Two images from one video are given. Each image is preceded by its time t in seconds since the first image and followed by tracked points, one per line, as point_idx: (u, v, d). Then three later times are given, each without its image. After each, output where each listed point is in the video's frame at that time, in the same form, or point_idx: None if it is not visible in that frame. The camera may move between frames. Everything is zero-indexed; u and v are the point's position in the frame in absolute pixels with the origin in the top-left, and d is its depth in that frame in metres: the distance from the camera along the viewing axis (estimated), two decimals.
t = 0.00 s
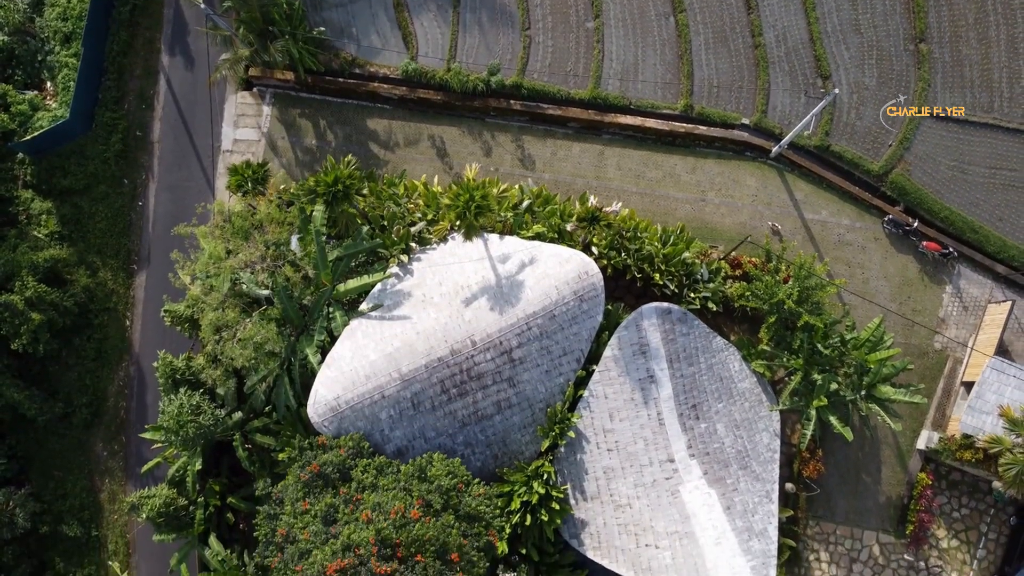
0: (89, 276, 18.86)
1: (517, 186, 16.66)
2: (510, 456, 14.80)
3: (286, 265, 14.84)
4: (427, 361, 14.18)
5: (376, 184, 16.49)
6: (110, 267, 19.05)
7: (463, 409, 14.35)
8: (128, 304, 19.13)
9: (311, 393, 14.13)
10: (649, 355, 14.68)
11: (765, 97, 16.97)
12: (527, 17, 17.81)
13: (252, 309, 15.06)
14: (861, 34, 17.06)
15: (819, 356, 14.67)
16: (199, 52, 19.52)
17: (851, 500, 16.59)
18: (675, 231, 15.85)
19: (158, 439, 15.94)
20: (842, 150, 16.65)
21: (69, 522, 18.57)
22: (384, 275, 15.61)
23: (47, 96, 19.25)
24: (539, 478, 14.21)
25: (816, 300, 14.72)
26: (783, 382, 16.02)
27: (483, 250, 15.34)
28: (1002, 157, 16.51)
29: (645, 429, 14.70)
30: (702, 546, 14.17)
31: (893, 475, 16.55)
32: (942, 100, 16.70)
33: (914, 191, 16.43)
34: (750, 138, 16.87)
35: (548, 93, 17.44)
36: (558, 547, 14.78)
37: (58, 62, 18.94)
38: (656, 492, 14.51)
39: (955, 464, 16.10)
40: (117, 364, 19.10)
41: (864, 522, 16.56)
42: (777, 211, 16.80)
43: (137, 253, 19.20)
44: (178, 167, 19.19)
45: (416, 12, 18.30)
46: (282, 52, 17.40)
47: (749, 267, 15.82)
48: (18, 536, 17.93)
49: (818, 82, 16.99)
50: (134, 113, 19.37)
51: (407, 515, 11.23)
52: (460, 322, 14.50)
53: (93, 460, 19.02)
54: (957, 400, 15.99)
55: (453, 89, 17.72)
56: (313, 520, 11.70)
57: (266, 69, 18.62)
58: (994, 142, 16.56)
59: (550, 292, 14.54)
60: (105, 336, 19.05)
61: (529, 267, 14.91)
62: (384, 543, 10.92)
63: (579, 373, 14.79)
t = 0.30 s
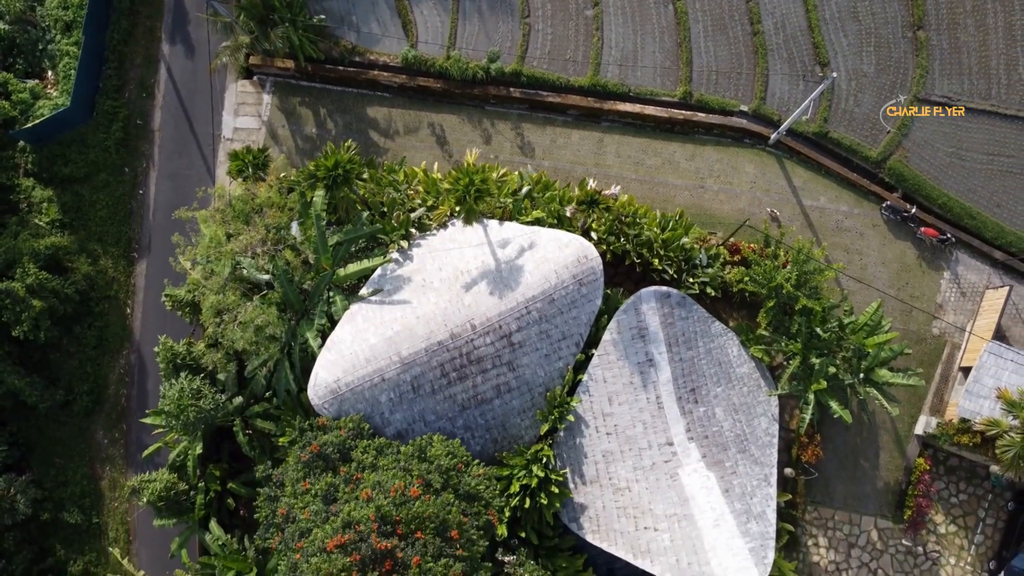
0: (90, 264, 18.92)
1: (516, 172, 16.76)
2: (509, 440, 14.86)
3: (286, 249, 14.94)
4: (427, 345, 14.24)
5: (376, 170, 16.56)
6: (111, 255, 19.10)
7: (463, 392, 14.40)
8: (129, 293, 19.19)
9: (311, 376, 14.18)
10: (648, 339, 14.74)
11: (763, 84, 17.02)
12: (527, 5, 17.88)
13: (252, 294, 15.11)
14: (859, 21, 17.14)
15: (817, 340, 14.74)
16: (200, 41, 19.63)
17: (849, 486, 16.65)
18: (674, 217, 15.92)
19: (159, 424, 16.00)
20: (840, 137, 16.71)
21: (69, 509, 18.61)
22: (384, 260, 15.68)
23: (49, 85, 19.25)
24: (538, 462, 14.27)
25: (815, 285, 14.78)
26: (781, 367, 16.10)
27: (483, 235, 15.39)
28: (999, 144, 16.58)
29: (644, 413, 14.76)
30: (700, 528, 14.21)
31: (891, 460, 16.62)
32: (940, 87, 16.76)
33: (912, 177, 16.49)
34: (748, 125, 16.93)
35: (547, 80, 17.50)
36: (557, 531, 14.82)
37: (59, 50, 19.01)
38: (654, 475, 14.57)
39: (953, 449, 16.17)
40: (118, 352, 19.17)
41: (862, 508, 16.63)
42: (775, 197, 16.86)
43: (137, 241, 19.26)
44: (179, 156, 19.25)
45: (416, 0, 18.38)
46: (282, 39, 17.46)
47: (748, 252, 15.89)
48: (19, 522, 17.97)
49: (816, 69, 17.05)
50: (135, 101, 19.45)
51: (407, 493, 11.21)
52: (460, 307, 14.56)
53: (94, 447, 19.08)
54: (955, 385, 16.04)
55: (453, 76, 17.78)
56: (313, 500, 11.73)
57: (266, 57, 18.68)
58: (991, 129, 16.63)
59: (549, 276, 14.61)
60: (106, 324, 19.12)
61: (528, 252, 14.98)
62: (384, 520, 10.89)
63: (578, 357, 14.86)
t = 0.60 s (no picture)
0: (90, 253, 18.97)
1: (516, 161, 16.83)
2: (509, 426, 14.92)
3: (287, 236, 14.99)
4: (427, 330, 14.29)
5: (376, 159, 16.62)
6: (112, 244, 19.15)
7: (463, 378, 14.45)
8: (130, 282, 19.25)
9: (312, 361, 14.22)
10: (647, 324, 14.80)
11: (762, 73, 17.08)
12: None
13: (253, 281, 15.17)
14: (857, 11, 17.21)
15: (816, 326, 14.74)
16: (201, 31, 19.71)
17: (848, 473, 16.71)
18: (673, 204, 15.99)
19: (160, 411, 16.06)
20: (839, 125, 16.77)
21: (70, 498, 18.67)
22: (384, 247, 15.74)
23: (50, 75, 19.32)
24: (537, 448, 14.34)
25: (813, 271, 14.84)
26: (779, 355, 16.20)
27: (483, 222, 15.45)
28: (997, 132, 16.67)
29: (643, 399, 14.83)
30: (699, 513, 14.29)
31: (890, 448, 16.68)
32: (938, 76, 16.84)
33: (910, 165, 16.56)
34: (747, 114, 17.00)
35: (547, 70, 17.56)
36: (556, 517, 14.95)
37: (61, 41, 19.03)
38: (653, 460, 14.63)
39: (951, 436, 16.25)
40: (119, 341, 19.23)
41: (861, 495, 16.69)
42: (774, 186, 16.92)
43: (138, 230, 19.32)
44: (179, 145, 19.30)
45: None
46: (283, 27, 17.46)
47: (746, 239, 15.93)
48: (20, 510, 18.02)
49: (815, 58, 17.11)
50: (136, 91, 19.51)
51: (407, 474, 11.25)
52: (460, 293, 14.62)
53: (95, 436, 19.14)
54: (953, 372, 16.10)
55: (453, 66, 17.84)
56: (313, 482, 11.77)
57: (266, 47, 18.75)
58: (988, 117, 16.72)
59: (549, 262, 14.68)
60: (107, 313, 19.18)
61: (528, 238, 15.03)
62: (384, 500, 10.90)
63: (578, 343, 14.93)
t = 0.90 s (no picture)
0: (91, 243, 19.02)
1: (516, 149, 16.89)
2: (508, 412, 14.98)
3: (287, 222, 15.04)
4: (427, 316, 14.34)
5: (376, 147, 16.69)
6: (113, 234, 19.21)
7: (463, 364, 14.50)
8: (131, 271, 19.32)
9: (312, 346, 14.27)
10: (646, 310, 14.88)
11: (761, 62, 17.14)
12: None
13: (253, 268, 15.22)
14: None
15: (814, 312, 14.80)
16: (201, 22, 19.77)
17: (846, 460, 16.77)
18: (672, 191, 16.08)
19: (161, 398, 16.11)
20: (837, 114, 16.83)
21: (71, 487, 18.72)
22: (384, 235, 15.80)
23: (51, 66, 19.37)
24: (537, 434, 14.41)
25: (812, 257, 14.89)
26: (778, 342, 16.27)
27: (482, 209, 15.51)
28: (995, 121, 16.74)
29: (642, 384, 14.89)
30: (698, 497, 14.38)
31: (888, 435, 16.75)
32: (936, 65, 16.91)
33: (908, 153, 16.62)
34: (746, 103, 17.06)
35: (546, 59, 17.62)
36: (555, 503, 15.07)
37: (62, 31, 19.12)
38: (652, 446, 14.70)
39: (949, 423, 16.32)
40: (120, 330, 19.29)
41: (859, 482, 16.75)
42: (772, 174, 16.98)
43: (139, 220, 19.39)
44: (179, 135, 19.36)
45: None
46: (283, 16, 17.41)
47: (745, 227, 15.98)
48: (20, 499, 18.05)
49: (814, 47, 17.18)
50: (137, 81, 19.57)
51: (407, 455, 11.28)
52: (459, 279, 14.68)
53: (96, 425, 19.20)
54: (951, 359, 16.15)
55: (452, 55, 17.91)
56: (314, 465, 11.80)
57: (267, 37, 18.81)
58: (986, 106, 16.78)
59: (548, 249, 14.73)
60: (108, 303, 19.24)
61: (527, 225, 15.09)
62: (385, 481, 10.93)
63: (577, 330, 15.00)
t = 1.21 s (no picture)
0: (92, 232, 19.08)
1: (516, 138, 16.94)
2: (508, 399, 15.03)
3: (288, 209, 15.09)
4: (427, 302, 14.38)
5: (376, 136, 16.76)
6: (114, 224, 19.26)
7: (463, 350, 14.54)
8: (132, 261, 19.37)
9: (312, 332, 14.31)
10: (645, 297, 14.93)
11: (760, 51, 17.21)
12: None
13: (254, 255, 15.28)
14: None
15: (813, 299, 14.86)
16: (202, 13, 19.83)
17: (845, 448, 16.83)
18: (671, 179, 16.14)
19: (162, 385, 16.17)
20: (836, 103, 16.90)
21: (73, 476, 18.79)
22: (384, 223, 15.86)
23: (52, 56, 19.48)
24: (536, 421, 14.46)
25: (811, 244, 14.95)
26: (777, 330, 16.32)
27: (482, 197, 15.57)
28: (993, 109, 16.80)
29: (641, 370, 14.94)
30: (697, 482, 14.42)
31: (886, 423, 16.80)
32: (935, 54, 16.97)
33: (907, 142, 16.68)
34: (745, 92, 17.13)
35: (546, 49, 17.68)
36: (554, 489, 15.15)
37: (63, 22, 19.19)
38: (652, 432, 14.75)
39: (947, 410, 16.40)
40: (121, 320, 19.35)
41: (858, 470, 16.81)
42: (771, 163, 17.04)
43: (140, 210, 19.43)
44: (180, 125, 19.41)
45: None
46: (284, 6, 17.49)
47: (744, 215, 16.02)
48: (21, 487, 18.12)
49: (813, 36, 17.24)
50: (138, 72, 19.62)
51: (408, 437, 11.31)
52: (459, 266, 14.72)
53: (97, 415, 19.26)
54: (950, 346, 16.21)
55: (452, 45, 17.96)
56: (314, 447, 11.83)
57: (267, 27, 18.86)
58: (984, 94, 16.84)
59: (548, 236, 14.78)
60: (109, 292, 19.30)
61: (527, 213, 15.15)
62: (385, 462, 10.96)
63: (576, 317, 15.06)
